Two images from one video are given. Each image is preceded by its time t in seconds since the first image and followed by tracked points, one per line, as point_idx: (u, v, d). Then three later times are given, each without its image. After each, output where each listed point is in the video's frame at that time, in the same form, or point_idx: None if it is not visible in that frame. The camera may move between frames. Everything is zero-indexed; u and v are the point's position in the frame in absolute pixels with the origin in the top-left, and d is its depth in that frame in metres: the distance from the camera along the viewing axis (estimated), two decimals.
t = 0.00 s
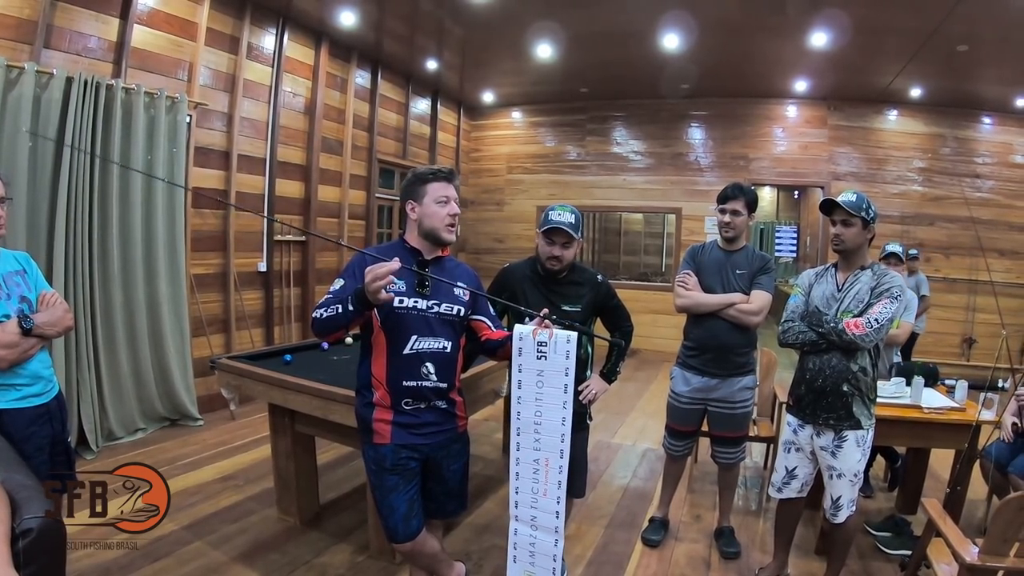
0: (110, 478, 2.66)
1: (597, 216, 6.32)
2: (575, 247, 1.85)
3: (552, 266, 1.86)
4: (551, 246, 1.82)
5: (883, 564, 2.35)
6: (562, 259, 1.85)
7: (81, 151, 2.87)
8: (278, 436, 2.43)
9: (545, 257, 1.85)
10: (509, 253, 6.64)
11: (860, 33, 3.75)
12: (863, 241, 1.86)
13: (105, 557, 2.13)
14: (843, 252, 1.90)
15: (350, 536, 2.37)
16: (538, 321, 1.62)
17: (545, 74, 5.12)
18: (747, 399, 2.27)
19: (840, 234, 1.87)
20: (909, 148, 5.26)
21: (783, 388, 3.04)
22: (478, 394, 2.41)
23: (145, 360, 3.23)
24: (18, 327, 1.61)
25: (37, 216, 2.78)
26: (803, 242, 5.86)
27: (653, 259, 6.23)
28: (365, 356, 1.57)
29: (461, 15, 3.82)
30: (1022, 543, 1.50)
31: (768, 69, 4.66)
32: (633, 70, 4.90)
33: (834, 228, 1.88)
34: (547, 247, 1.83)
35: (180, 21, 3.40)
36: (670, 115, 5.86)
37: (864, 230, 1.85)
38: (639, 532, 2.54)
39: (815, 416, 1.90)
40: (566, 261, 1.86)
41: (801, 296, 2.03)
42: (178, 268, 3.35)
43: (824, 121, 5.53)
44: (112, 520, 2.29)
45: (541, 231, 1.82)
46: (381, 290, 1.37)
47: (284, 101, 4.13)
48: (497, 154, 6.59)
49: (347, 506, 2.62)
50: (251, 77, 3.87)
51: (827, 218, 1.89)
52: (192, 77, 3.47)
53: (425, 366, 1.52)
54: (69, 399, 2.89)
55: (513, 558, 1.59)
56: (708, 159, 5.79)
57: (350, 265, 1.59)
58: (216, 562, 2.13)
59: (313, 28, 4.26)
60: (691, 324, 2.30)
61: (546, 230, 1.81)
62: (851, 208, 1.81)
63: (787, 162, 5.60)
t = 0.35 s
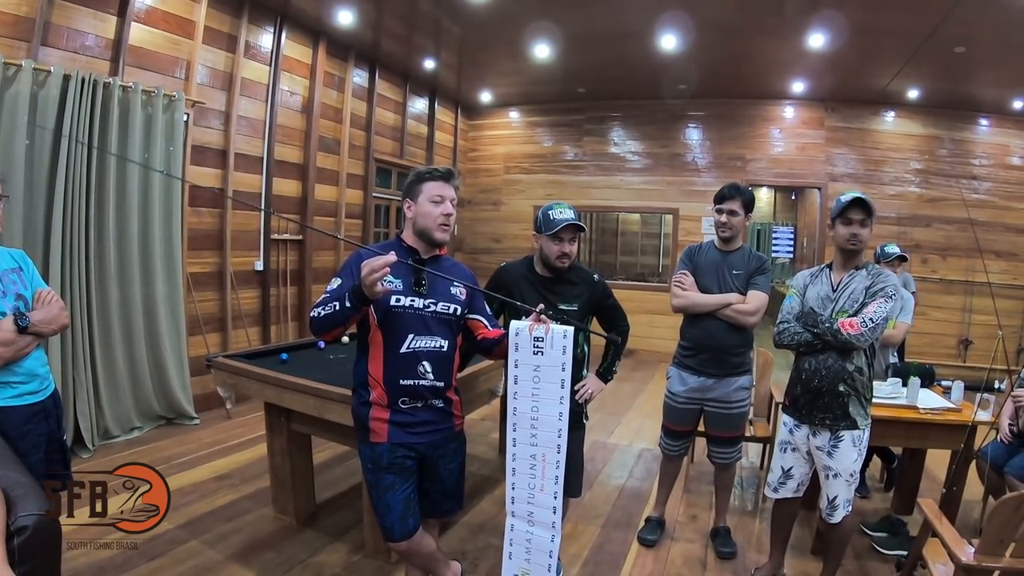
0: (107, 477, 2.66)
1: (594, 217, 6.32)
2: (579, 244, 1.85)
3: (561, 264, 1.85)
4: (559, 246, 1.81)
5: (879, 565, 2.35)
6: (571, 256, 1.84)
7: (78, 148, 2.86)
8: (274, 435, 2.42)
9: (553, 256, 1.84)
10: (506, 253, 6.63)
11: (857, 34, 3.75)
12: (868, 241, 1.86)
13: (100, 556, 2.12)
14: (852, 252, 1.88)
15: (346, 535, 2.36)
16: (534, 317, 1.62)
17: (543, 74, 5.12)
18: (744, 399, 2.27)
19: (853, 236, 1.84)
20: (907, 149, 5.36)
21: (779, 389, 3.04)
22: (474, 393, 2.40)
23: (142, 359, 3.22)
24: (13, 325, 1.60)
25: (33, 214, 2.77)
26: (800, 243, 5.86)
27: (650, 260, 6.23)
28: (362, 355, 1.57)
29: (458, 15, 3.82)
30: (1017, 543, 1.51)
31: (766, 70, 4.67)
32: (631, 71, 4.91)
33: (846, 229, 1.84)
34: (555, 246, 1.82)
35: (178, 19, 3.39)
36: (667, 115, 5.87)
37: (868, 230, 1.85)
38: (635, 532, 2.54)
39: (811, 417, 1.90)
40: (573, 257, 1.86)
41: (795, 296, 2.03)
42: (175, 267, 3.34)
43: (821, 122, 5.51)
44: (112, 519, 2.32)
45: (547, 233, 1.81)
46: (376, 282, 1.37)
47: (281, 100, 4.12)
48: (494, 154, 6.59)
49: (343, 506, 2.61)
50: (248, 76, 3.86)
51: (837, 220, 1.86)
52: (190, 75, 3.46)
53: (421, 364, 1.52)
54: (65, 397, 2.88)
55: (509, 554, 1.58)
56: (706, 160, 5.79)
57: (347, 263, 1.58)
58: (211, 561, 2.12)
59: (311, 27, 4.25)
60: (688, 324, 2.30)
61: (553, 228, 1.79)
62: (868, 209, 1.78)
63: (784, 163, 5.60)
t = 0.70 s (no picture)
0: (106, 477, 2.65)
1: (592, 219, 6.32)
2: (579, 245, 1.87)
3: (563, 266, 1.86)
4: (562, 249, 1.82)
5: (876, 567, 2.36)
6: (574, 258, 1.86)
7: (76, 149, 2.86)
8: (272, 437, 2.41)
9: (556, 259, 1.85)
10: (503, 255, 6.63)
11: (856, 38, 3.77)
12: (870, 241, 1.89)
13: (99, 557, 2.11)
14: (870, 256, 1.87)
15: (344, 537, 2.36)
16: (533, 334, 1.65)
17: (542, 77, 5.13)
18: (741, 402, 2.27)
19: (870, 238, 1.84)
20: (904, 153, 5.33)
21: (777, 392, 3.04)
22: (472, 395, 2.40)
23: (139, 360, 3.21)
24: (11, 325, 1.60)
25: (31, 215, 2.76)
26: (798, 246, 5.81)
27: (648, 262, 6.24)
28: (360, 357, 1.57)
29: (457, 17, 3.83)
30: (1014, 546, 1.51)
31: (764, 73, 4.68)
32: (630, 74, 4.92)
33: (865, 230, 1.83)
34: (558, 248, 1.83)
35: (176, 21, 3.39)
36: (665, 118, 5.88)
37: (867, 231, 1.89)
38: (632, 534, 2.54)
39: (812, 420, 1.90)
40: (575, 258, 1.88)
41: (791, 299, 2.02)
42: (173, 268, 3.34)
43: (818, 125, 5.49)
44: (112, 519, 2.32)
45: (547, 235, 1.82)
46: (377, 302, 1.37)
47: (279, 102, 4.12)
48: (492, 155, 6.59)
49: (340, 507, 2.61)
50: (246, 77, 3.86)
51: (852, 222, 1.84)
52: (188, 76, 3.47)
53: (419, 367, 1.52)
54: (63, 398, 2.87)
55: (496, 559, 1.56)
56: (704, 162, 5.80)
57: (347, 266, 1.59)
58: (209, 562, 2.11)
59: (309, 29, 4.25)
60: (685, 328, 2.30)
61: (556, 230, 1.80)
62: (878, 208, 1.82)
63: (782, 166, 5.60)
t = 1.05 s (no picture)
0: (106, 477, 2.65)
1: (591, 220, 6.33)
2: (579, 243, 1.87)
3: (562, 264, 1.86)
4: (562, 246, 1.83)
5: (874, 569, 2.36)
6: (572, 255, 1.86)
7: (76, 148, 2.85)
8: (270, 437, 2.41)
9: (555, 256, 1.84)
10: (502, 257, 6.63)
11: (855, 40, 3.78)
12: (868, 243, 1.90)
13: (97, 557, 2.11)
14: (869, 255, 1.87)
15: (342, 538, 2.36)
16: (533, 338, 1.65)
17: (542, 78, 5.13)
18: (740, 404, 2.27)
19: (866, 238, 1.85)
20: (903, 155, 5.34)
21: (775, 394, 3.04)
22: (471, 396, 2.40)
23: (138, 360, 3.20)
24: (10, 325, 1.59)
25: (30, 214, 2.76)
26: (796, 248, 5.84)
27: (647, 264, 6.25)
28: (359, 358, 1.57)
29: (456, 18, 3.83)
30: (1012, 548, 1.52)
31: (762, 75, 4.69)
32: (629, 75, 4.92)
33: (860, 233, 1.84)
34: (558, 244, 1.83)
35: (176, 21, 3.39)
36: (665, 120, 5.89)
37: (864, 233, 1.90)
38: (631, 536, 2.54)
39: (814, 422, 1.90)
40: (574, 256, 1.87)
41: (790, 301, 2.01)
42: (172, 268, 3.33)
43: (817, 127, 5.50)
44: (112, 519, 2.32)
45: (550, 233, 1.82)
46: (377, 311, 1.37)
47: (278, 102, 4.12)
48: (491, 157, 6.60)
49: (339, 508, 2.61)
50: (245, 78, 3.85)
51: (849, 223, 1.85)
52: (188, 77, 3.47)
53: (418, 369, 1.52)
54: (61, 398, 2.86)
55: (499, 557, 1.58)
56: (703, 164, 5.82)
57: (346, 267, 1.58)
58: (207, 563, 2.11)
59: (309, 29, 4.25)
60: (684, 330, 2.30)
61: (556, 226, 1.81)
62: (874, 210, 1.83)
63: (781, 168, 5.61)
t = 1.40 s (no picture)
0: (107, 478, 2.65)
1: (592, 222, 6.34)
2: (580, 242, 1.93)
3: (561, 260, 1.89)
4: (564, 242, 1.88)
5: (876, 571, 2.36)
6: (572, 250, 1.90)
7: (77, 150, 2.85)
8: (271, 439, 2.41)
9: (557, 253, 1.89)
10: (503, 259, 6.63)
11: (855, 42, 3.78)
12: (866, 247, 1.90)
13: (98, 557, 2.10)
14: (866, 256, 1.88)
15: (343, 539, 2.35)
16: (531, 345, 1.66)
17: (542, 80, 5.14)
18: (741, 405, 2.27)
19: (864, 241, 1.85)
20: (903, 156, 5.34)
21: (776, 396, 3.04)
22: (472, 398, 2.40)
23: (139, 362, 3.20)
24: (12, 325, 1.60)
25: (32, 215, 2.76)
26: (797, 249, 5.84)
27: (648, 266, 6.25)
28: (360, 361, 1.57)
29: (457, 20, 3.83)
30: (1013, 549, 1.51)
31: (763, 77, 4.70)
32: (630, 77, 4.92)
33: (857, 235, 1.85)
34: (560, 237, 1.88)
35: (177, 22, 3.39)
36: (665, 122, 5.89)
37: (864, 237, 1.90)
38: (632, 538, 2.54)
39: (818, 424, 1.90)
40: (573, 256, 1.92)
41: (790, 303, 2.00)
42: (172, 269, 3.33)
43: (817, 129, 5.50)
44: (112, 519, 2.32)
45: (552, 228, 1.89)
46: (377, 317, 1.38)
47: (279, 104, 4.12)
48: (492, 159, 6.60)
49: (340, 510, 2.60)
50: (246, 79, 3.86)
51: (847, 226, 1.86)
52: (189, 78, 3.47)
53: (420, 371, 1.51)
54: (62, 399, 2.86)
55: (510, 560, 1.57)
56: (703, 166, 5.82)
57: (347, 271, 1.58)
58: (208, 564, 2.10)
59: (309, 31, 4.26)
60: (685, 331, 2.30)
61: (558, 221, 1.88)
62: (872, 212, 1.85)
63: (781, 170, 5.62)
